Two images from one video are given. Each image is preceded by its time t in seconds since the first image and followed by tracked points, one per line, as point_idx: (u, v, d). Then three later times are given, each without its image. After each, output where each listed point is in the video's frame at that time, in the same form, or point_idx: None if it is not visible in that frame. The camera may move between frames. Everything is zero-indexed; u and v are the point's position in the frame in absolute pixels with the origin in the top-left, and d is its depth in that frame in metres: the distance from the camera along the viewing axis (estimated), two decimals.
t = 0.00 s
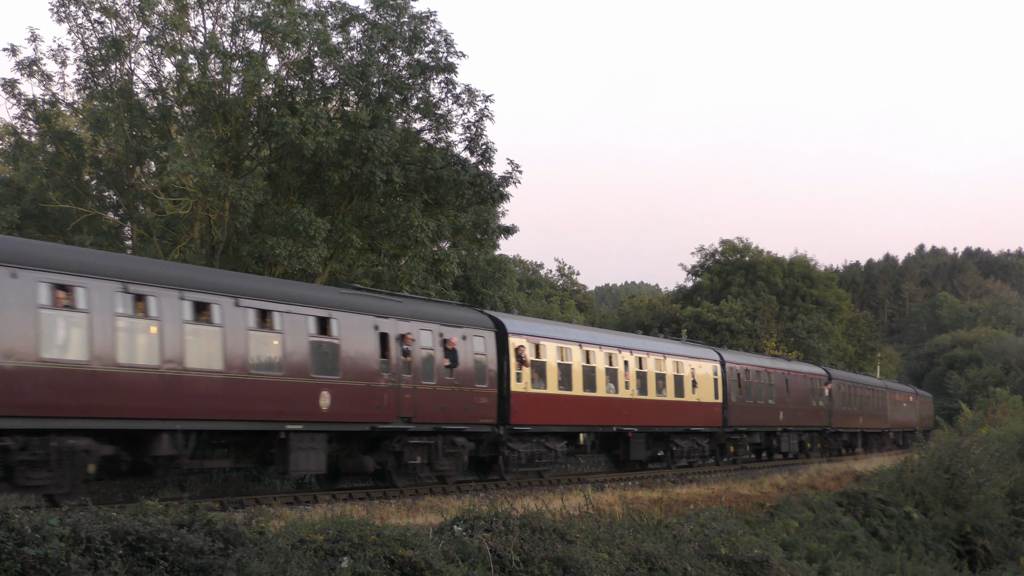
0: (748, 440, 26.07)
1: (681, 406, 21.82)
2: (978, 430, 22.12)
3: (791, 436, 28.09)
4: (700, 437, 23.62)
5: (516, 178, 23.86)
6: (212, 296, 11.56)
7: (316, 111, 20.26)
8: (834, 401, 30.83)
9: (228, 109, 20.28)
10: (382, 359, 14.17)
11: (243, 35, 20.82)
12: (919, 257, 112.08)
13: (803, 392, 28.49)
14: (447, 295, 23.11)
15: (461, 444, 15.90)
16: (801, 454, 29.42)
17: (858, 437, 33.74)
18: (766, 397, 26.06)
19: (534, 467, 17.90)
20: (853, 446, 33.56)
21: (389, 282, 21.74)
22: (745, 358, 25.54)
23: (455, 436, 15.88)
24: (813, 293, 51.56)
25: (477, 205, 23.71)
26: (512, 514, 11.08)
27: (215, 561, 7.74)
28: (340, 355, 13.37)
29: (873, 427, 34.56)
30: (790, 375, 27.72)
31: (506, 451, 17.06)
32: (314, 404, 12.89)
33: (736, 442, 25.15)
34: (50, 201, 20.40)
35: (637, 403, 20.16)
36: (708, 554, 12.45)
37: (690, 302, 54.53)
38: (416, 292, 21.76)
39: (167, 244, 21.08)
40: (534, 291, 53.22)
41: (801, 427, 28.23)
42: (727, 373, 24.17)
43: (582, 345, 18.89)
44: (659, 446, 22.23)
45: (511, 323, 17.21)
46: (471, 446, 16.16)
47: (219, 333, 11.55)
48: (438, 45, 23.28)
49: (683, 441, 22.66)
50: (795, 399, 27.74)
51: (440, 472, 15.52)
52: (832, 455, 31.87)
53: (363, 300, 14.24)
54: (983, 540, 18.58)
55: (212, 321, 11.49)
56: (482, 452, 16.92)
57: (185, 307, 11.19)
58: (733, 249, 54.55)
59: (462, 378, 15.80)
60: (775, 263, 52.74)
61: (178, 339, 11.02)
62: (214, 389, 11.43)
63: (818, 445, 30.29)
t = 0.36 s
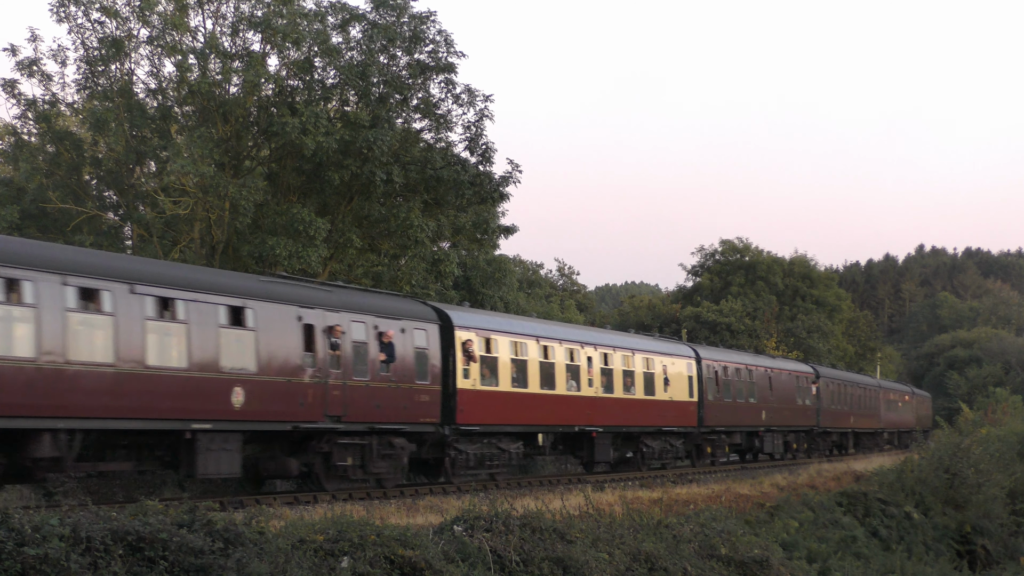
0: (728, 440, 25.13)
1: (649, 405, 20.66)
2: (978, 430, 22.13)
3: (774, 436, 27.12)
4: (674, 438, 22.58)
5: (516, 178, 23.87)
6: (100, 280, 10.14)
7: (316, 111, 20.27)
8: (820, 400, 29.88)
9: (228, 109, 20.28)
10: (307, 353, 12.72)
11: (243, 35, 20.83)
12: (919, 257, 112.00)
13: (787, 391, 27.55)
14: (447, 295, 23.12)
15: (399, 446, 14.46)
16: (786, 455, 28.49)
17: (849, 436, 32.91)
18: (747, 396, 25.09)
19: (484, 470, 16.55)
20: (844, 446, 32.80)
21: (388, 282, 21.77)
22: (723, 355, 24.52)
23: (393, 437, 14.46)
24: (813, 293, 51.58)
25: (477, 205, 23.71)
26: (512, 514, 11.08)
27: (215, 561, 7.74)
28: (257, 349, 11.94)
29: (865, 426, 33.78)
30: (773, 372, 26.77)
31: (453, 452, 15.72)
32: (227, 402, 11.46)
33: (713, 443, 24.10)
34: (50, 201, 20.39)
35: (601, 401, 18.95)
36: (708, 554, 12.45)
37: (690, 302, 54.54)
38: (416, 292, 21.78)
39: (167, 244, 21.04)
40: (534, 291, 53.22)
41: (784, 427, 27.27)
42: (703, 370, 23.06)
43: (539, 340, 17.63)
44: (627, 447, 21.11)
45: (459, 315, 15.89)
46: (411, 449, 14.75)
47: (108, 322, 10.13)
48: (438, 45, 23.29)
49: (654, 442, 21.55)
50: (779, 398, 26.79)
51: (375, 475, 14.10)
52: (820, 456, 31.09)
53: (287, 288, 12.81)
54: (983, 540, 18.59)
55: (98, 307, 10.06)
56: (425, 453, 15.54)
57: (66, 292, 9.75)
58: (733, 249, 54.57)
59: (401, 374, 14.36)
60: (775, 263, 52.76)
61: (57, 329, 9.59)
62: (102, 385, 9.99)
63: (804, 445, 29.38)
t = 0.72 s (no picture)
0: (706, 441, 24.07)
1: (616, 404, 19.59)
2: (978, 430, 22.14)
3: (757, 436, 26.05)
4: (646, 438, 21.58)
5: (516, 177, 23.88)
6: None
7: (316, 111, 20.26)
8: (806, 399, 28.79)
9: (228, 109, 20.27)
10: (215, 346, 11.69)
11: (243, 35, 20.82)
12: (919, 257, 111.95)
13: (771, 390, 26.49)
14: (447, 295, 23.12)
15: (326, 446, 13.47)
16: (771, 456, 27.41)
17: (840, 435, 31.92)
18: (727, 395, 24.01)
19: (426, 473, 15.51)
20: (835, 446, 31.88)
21: (389, 282, 21.79)
22: (700, 352, 23.47)
23: (318, 437, 13.43)
24: (813, 293, 51.58)
25: (477, 205, 23.70)
26: (512, 514, 11.08)
27: (215, 561, 7.74)
28: (155, 340, 10.91)
29: (858, 426, 32.89)
30: (755, 369, 25.70)
31: (391, 454, 14.77)
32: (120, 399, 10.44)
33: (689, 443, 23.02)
34: (51, 201, 20.39)
35: (559, 399, 17.89)
36: (708, 554, 12.45)
37: (690, 302, 54.54)
38: (416, 292, 21.77)
39: (166, 245, 20.76)
40: (534, 291, 53.19)
41: (767, 427, 26.19)
42: (675, 368, 22.01)
43: (490, 333, 16.58)
44: (593, 448, 20.05)
45: (395, 306, 14.82)
46: (341, 450, 13.80)
47: None
48: (438, 45, 23.28)
49: (622, 442, 20.51)
50: (761, 397, 25.70)
51: (298, 478, 13.07)
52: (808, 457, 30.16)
53: (194, 274, 11.77)
54: (983, 540, 18.58)
55: None
56: (358, 455, 14.53)
57: None
58: (733, 249, 54.55)
59: (327, 368, 13.34)
60: (775, 263, 52.76)
61: None
62: None
63: (791, 446, 28.38)
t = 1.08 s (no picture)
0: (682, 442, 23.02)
1: (577, 401, 18.39)
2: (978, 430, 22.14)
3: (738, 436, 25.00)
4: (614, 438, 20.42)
5: (516, 178, 23.88)
6: None
7: (316, 111, 20.27)
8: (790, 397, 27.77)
9: (228, 109, 20.27)
10: (106, 336, 10.40)
11: (243, 35, 20.82)
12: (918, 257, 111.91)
13: (753, 387, 25.47)
14: (447, 295, 23.12)
15: (240, 447, 12.21)
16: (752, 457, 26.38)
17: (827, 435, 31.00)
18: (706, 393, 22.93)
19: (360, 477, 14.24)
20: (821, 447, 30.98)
21: (389, 282, 21.79)
22: (677, 347, 22.37)
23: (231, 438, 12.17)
24: (813, 293, 51.59)
25: (477, 205, 23.71)
26: (512, 514, 11.08)
27: (215, 561, 7.73)
28: (35, 330, 9.62)
29: (848, 426, 32.14)
30: (736, 366, 24.62)
31: (318, 455, 13.51)
32: None
33: (663, 444, 21.89)
34: (50, 201, 20.39)
35: (512, 398, 16.72)
36: (708, 554, 12.45)
37: (690, 302, 54.57)
38: (415, 292, 21.76)
39: (166, 244, 20.91)
40: (534, 291, 53.17)
41: (748, 427, 25.15)
42: (647, 365, 20.83)
43: (433, 326, 15.31)
44: (553, 449, 18.83)
45: (322, 295, 13.53)
46: (258, 452, 12.54)
47: None
48: (438, 45, 23.28)
49: (586, 442, 19.33)
50: (742, 395, 24.66)
51: (206, 482, 11.79)
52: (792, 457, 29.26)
53: (83, 257, 10.46)
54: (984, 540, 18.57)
55: None
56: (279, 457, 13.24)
57: None
58: (733, 249, 54.54)
59: (239, 362, 12.05)
60: (775, 263, 52.75)
61: None
62: None
63: (774, 446, 27.38)
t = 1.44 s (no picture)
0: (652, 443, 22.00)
1: (528, 399, 17.35)
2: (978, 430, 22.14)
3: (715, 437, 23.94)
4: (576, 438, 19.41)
5: (516, 177, 23.89)
6: None
7: (316, 111, 20.27)
8: (772, 396, 26.70)
9: (228, 109, 20.27)
10: None
11: (243, 35, 20.83)
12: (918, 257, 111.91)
13: (731, 386, 24.44)
14: (447, 295, 23.14)
15: (135, 448, 11.10)
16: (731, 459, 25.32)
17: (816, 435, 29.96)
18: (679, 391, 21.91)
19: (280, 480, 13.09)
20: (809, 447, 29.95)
21: (389, 282, 21.83)
22: (645, 344, 21.36)
23: (125, 440, 11.05)
24: (813, 293, 51.60)
25: (477, 205, 23.69)
26: (512, 514, 11.08)
27: (214, 561, 7.73)
28: None
29: (838, 426, 31.19)
30: (713, 364, 23.59)
31: (231, 456, 12.44)
32: None
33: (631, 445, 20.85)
34: (51, 202, 20.39)
35: (454, 396, 15.67)
36: (707, 554, 12.45)
37: (690, 302, 54.59)
38: (415, 292, 21.75)
39: (166, 244, 20.96)
40: (535, 291, 53.16)
41: (725, 428, 24.11)
42: (611, 362, 19.81)
43: (365, 317, 14.22)
44: (507, 450, 17.79)
45: (236, 281, 12.44)
46: (158, 454, 11.42)
47: None
48: (438, 45, 23.29)
49: (543, 442, 18.29)
50: (719, 394, 23.61)
51: (93, 487, 10.70)
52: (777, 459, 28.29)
53: None
54: (984, 540, 18.58)
55: None
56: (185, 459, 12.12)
57: None
58: (733, 249, 54.54)
59: (132, 355, 10.97)
60: (775, 263, 52.76)
61: None
62: None
63: (756, 448, 26.31)
